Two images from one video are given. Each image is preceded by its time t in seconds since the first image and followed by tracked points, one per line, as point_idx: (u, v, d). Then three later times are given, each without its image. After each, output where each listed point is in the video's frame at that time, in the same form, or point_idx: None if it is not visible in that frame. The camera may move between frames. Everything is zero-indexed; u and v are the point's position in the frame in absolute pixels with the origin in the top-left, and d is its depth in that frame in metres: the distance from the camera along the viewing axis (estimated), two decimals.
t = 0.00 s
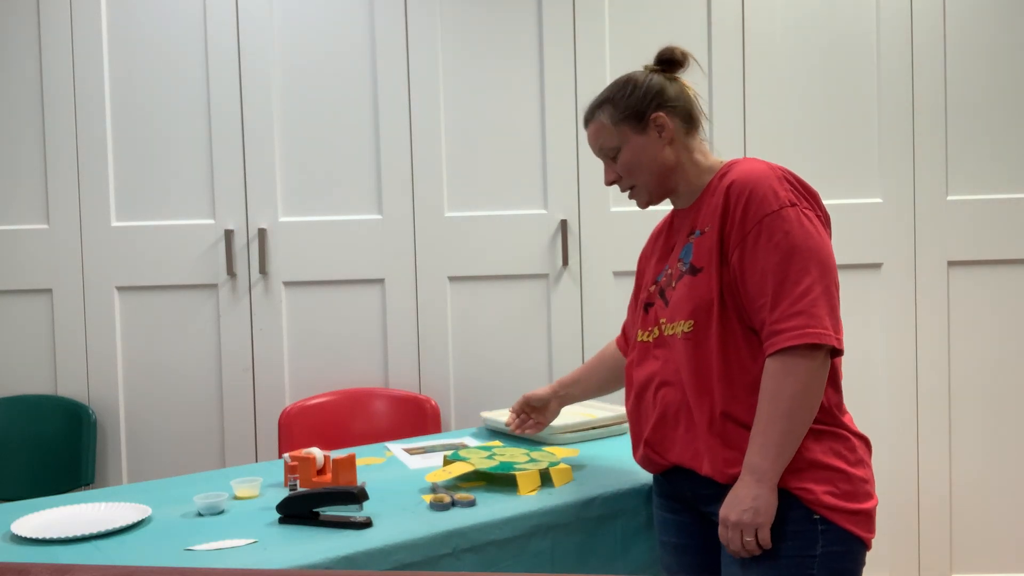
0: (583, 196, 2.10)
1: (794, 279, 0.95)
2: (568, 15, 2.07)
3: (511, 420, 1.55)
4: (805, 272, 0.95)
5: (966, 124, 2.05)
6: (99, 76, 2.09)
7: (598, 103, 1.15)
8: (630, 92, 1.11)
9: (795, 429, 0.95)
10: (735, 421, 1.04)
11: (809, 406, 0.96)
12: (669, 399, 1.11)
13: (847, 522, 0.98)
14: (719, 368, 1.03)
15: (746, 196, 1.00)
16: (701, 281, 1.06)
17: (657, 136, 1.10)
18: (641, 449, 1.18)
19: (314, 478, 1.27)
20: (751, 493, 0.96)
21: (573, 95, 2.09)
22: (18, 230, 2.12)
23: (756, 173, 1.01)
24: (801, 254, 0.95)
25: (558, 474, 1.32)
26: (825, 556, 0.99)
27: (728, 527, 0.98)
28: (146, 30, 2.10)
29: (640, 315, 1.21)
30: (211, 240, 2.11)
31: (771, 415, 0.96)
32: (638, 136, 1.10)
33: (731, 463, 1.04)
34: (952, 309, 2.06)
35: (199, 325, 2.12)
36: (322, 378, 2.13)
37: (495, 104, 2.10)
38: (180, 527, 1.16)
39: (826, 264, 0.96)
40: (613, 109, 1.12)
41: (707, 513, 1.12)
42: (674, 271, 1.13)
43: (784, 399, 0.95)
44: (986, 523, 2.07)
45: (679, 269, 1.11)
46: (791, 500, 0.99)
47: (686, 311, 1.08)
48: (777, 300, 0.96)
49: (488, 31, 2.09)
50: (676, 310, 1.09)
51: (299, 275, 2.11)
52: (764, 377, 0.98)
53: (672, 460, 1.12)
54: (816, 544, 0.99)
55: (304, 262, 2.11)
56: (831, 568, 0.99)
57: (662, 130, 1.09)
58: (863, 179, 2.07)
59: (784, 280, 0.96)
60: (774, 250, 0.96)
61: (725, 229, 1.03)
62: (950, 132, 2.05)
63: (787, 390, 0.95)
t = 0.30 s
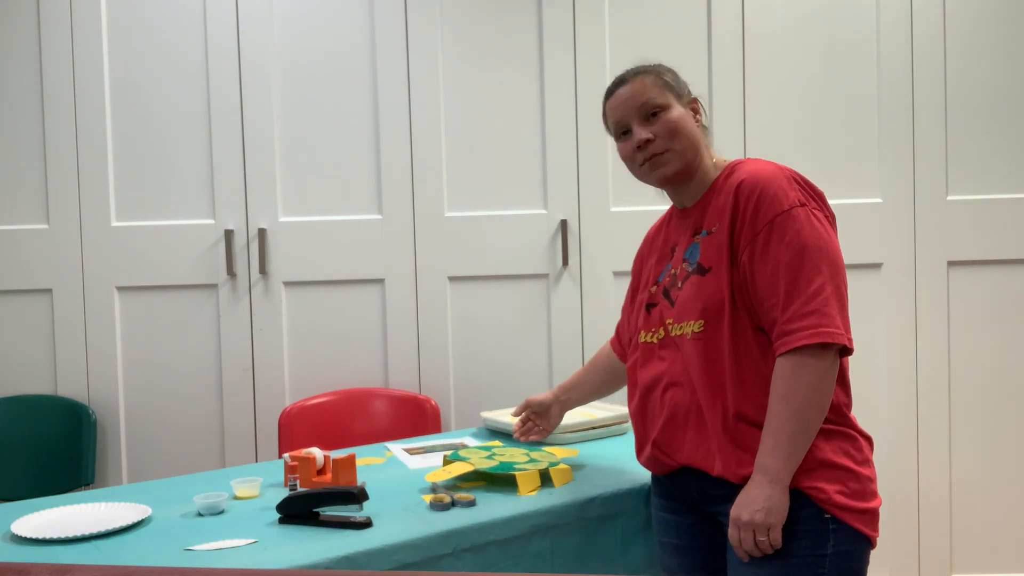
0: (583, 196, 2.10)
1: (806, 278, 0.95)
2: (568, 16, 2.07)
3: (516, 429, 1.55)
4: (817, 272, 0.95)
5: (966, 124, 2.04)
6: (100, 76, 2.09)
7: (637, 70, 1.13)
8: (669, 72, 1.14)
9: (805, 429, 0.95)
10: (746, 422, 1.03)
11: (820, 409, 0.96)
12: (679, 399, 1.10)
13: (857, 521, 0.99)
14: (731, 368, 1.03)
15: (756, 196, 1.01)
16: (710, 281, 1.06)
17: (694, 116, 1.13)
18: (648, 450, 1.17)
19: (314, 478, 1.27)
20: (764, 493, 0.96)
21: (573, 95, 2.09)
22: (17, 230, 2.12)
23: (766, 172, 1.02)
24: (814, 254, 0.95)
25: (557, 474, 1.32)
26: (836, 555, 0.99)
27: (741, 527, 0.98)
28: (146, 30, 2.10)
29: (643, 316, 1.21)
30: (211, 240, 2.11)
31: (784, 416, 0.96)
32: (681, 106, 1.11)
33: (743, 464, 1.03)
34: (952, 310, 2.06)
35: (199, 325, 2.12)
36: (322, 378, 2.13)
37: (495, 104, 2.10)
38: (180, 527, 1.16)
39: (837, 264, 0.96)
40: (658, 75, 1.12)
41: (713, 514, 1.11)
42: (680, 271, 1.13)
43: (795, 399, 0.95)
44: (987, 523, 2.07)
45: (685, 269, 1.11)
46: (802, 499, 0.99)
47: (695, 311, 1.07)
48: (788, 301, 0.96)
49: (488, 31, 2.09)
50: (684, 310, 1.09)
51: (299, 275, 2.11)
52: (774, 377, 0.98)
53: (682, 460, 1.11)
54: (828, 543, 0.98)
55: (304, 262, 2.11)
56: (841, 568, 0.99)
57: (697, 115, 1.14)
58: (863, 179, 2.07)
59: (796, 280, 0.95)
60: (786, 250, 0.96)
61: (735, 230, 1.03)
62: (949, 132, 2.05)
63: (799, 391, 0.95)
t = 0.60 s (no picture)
0: (583, 196, 2.10)
1: (815, 280, 0.95)
2: (568, 16, 2.07)
3: (513, 434, 1.55)
4: (825, 274, 0.95)
5: (966, 123, 2.04)
6: (100, 76, 2.09)
7: (641, 71, 1.13)
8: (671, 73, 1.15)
9: (814, 432, 0.95)
10: (753, 424, 1.04)
11: (827, 415, 0.96)
12: (683, 402, 1.10)
13: (861, 521, 0.99)
14: (738, 370, 1.03)
15: (763, 199, 1.01)
16: (716, 283, 1.06)
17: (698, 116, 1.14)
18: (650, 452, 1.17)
19: (314, 478, 1.27)
20: (774, 496, 0.96)
21: (572, 95, 2.09)
22: (17, 230, 2.12)
23: (772, 175, 1.02)
24: (823, 258, 0.96)
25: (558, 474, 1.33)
26: (839, 554, 0.99)
27: (748, 529, 0.97)
28: (146, 30, 2.10)
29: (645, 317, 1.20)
30: (211, 240, 2.11)
31: (794, 419, 0.96)
32: (687, 105, 1.12)
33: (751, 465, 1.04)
34: (952, 309, 2.06)
35: (199, 325, 2.13)
36: (322, 378, 2.13)
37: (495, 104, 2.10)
38: (180, 527, 1.16)
39: (844, 266, 0.96)
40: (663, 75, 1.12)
41: (716, 514, 1.11)
42: (683, 272, 1.13)
43: (805, 402, 0.95)
44: (987, 522, 2.07)
45: (689, 271, 1.11)
46: (808, 499, 0.99)
47: (700, 314, 1.07)
48: (797, 303, 0.96)
49: (488, 30, 2.09)
50: (689, 312, 1.09)
51: (298, 275, 2.11)
52: (782, 380, 0.98)
53: (686, 462, 1.11)
54: (832, 542, 0.99)
55: (304, 261, 2.11)
56: (844, 567, 1.00)
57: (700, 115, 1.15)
58: (863, 179, 2.07)
59: (805, 283, 0.96)
60: (794, 253, 0.97)
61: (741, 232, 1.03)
62: (949, 132, 2.05)
63: (807, 394, 0.95)
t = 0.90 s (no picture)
0: (583, 196, 2.10)
1: (818, 281, 0.95)
2: (568, 16, 2.07)
3: (508, 440, 1.52)
4: (828, 275, 0.95)
5: (965, 124, 2.04)
6: (100, 75, 2.09)
7: (642, 71, 1.13)
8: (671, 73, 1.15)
9: (819, 432, 0.96)
10: (756, 424, 1.04)
11: (831, 415, 0.96)
12: (685, 402, 1.10)
13: (864, 520, 0.99)
14: (742, 371, 1.04)
15: (766, 199, 1.01)
16: (718, 284, 1.06)
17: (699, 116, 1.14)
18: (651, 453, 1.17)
19: (314, 478, 1.27)
20: (779, 496, 0.96)
21: (572, 95, 2.09)
22: (17, 230, 2.12)
23: (773, 175, 1.02)
24: (826, 259, 0.96)
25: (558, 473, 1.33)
26: (844, 553, 0.99)
27: (753, 530, 0.97)
28: (146, 30, 2.10)
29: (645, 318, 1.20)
30: (211, 240, 2.11)
31: (798, 419, 0.96)
32: (688, 105, 1.12)
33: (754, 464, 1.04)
34: (952, 309, 2.06)
35: (199, 325, 2.13)
36: (322, 378, 2.13)
37: (495, 104, 2.10)
38: (180, 527, 1.16)
39: (846, 266, 0.97)
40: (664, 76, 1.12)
41: (719, 514, 1.11)
42: (685, 273, 1.13)
43: (810, 403, 0.95)
44: (987, 522, 2.07)
45: (691, 271, 1.11)
46: (813, 499, 0.99)
47: (703, 315, 1.07)
48: (800, 304, 0.96)
49: (487, 31, 2.09)
50: (692, 313, 1.09)
51: (298, 275, 2.11)
52: (786, 380, 0.98)
53: (689, 462, 1.10)
54: (836, 542, 0.99)
55: (304, 261, 2.11)
56: (848, 566, 1.00)
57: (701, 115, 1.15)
58: (863, 179, 2.07)
59: (808, 284, 0.96)
60: (798, 254, 0.97)
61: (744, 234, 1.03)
62: (949, 133, 2.05)
63: (812, 395, 0.95)
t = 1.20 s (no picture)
0: (583, 196, 2.10)
1: (814, 280, 0.95)
2: (568, 16, 2.07)
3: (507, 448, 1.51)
4: (825, 274, 0.95)
5: (965, 124, 2.04)
6: (99, 75, 2.09)
7: (637, 74, 1.13)
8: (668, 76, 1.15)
9: (817, 431, 0.96)
10: (755, 423, 1.04)
11: (829, 414, 0.96)
12: (683, 402, 1.10)
13: (864, 520, 0.99)
14: (740, 370, 1.04)
15: (762, 199, 1.01)
16: (716, 284, 1.06)
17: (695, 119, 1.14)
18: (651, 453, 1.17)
19: (314, 478, 1.27)
20: (778, 495, 0.96)
21: (572, 95, 2.09)
22: (17, 230, 2.12)
23: (770, 175, 1.02)
24: (823, 257, 0.96)
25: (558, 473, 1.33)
26: (843, 552, 0.99)
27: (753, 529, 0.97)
28: (147, 30, 2.10)
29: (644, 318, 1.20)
30: (211, 240, 2.11)
31: (797, 418, 0.96)
32: (684, 107, 1.12)
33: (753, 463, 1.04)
34: (952, 309, 2.06)
35: (199, 325, 2.12)
36: (322, 378, 2.13)
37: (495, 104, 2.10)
38: (180, 527, 1.16)
39: (843, 265, 0.97)
40: (660, 78, 1.12)
41: (719, 514, 1.11)
42: (683, 273, 1.13)
43: (809, 401, 0.95)
44: (987, 522, 2.07)
45: (689, 272, 1.11)
46: (812, 498, 0.99)
47: (701, 314, 1.07)
48: (797, 303, 0.96)
49: (487, 31, 2.09)
50: (690, 313, 1.09)
51: (298, 275, 2.11)
52: (784, 379, 0.98)
53: (688, 462, 1.10)
54: (836, 540, 0.99)
55: (303, 261, 2.11)
56: (848, 565, 1.00)
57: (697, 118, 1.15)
58: (863, 179, 2.07)
59: (805, 283, 0.96)
60: (794, 253, 0.97)
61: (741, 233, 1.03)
62: (949, 133, 2.05)
63: (810, 394, 0.95)
